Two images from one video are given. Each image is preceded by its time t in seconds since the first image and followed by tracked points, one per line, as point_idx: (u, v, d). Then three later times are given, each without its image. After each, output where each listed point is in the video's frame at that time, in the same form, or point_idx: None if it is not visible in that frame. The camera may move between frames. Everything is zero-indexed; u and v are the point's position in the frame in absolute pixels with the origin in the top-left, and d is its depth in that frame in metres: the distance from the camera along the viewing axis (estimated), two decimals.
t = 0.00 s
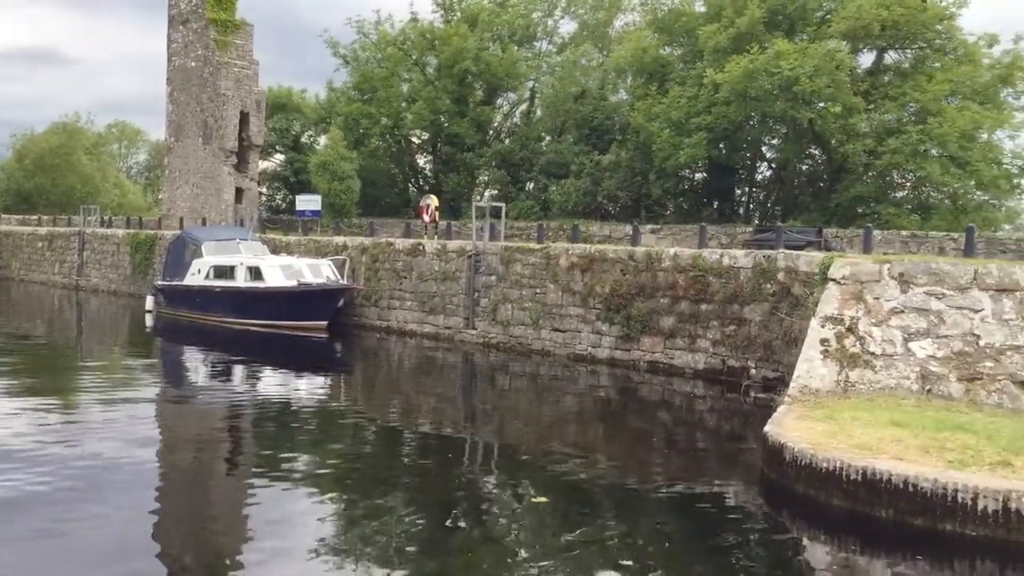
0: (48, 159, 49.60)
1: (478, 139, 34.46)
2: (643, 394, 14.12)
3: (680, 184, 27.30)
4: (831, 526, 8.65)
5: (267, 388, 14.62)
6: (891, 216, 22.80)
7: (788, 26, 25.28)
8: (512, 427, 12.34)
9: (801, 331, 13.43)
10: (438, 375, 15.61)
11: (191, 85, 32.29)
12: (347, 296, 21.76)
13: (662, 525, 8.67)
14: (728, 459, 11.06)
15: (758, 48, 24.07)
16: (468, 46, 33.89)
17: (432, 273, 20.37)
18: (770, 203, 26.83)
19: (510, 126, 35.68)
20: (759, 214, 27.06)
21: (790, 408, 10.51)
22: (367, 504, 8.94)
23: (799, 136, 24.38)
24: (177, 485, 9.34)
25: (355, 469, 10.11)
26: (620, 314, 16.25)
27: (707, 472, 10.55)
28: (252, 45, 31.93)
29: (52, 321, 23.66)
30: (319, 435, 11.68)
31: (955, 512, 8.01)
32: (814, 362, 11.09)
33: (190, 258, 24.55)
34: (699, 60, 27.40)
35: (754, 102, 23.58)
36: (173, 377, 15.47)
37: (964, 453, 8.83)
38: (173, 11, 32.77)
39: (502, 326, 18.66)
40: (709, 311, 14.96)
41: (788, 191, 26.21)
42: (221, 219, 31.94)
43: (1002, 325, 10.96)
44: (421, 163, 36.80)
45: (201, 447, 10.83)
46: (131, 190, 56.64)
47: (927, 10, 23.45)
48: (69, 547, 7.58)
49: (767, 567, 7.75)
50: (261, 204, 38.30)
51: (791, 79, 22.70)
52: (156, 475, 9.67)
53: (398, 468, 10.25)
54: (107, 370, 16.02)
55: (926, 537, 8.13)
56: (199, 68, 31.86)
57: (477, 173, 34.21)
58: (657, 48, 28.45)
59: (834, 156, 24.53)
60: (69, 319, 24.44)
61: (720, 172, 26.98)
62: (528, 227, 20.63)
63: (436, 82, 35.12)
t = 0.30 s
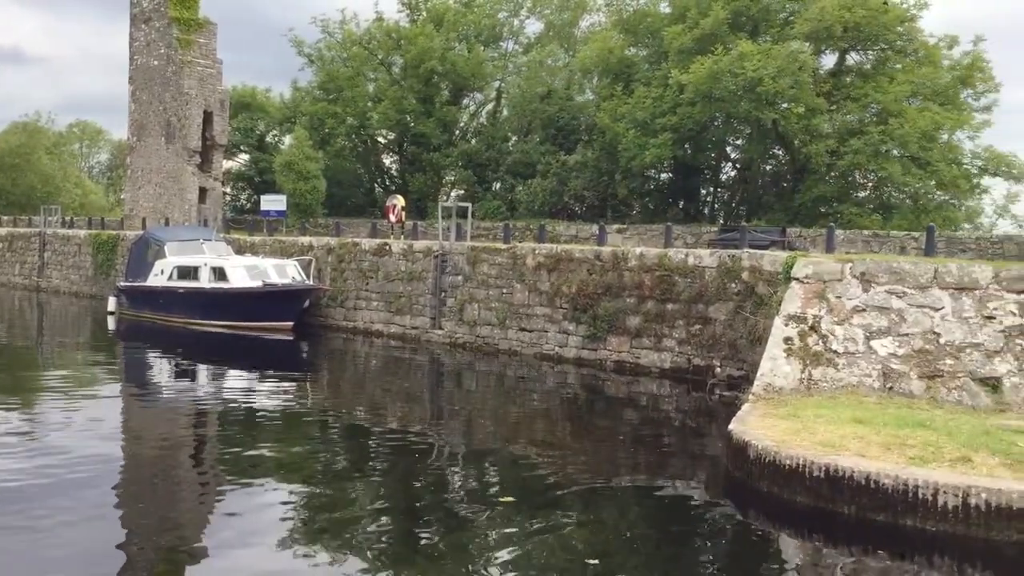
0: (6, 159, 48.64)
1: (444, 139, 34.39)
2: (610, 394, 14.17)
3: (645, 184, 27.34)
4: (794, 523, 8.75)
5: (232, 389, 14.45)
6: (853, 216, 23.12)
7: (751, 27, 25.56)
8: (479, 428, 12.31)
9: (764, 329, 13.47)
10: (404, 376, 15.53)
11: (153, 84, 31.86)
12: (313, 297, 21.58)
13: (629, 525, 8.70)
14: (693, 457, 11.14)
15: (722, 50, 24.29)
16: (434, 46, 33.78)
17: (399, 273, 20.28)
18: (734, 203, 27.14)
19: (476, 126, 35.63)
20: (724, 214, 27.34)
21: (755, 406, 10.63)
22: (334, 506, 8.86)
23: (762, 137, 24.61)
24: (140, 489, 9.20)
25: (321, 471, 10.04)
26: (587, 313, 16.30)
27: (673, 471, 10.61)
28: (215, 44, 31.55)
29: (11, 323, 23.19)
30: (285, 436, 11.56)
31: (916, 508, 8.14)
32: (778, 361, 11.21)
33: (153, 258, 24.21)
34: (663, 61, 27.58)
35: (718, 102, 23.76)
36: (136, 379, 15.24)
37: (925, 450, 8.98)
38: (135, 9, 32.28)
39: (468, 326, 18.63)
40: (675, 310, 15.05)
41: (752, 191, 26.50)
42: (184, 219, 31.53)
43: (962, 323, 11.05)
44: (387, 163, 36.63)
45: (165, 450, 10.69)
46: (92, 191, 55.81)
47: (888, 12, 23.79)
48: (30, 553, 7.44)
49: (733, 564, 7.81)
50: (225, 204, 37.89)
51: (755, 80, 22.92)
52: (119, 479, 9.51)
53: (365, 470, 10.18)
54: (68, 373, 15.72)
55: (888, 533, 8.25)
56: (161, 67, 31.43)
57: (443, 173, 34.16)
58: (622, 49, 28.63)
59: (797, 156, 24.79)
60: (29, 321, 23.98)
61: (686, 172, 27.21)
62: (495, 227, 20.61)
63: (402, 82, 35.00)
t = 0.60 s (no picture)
0: None
1: (411, 139, 34.28)
2: (576, 394, 14.20)
3: (612, 185, 27.46)
4: (759, 522, 8.83)
5: (196, 391, 14.26)
6: (816, 217, 23.42)
7: (715, 30, 25.79)
8: (446, 428, 12.27)
9: (728, 330, 13.50)
10: (371, 377, 15.45)
11: (116, 83, 31.41)
12: (279, 297, 21.37)
13: (594, 524, 8.72)
14: (659, 457, 11.21)
15: (688, 51, 24.47)
16: (400, 46, 33.65)
17: (365, 273, 20.17)
18: (699, 205, 27.42)
19: (443, 126, 35.54)
20: (689, 215, 27.56)
21: (720, 406, 10.76)
22: (298, 507, 8.78)
23: (727, 138, 24.83)
24: (102, 490, 9.05)
25: (287, 472, 9.95)
26: (553, 314, 16.34)
27: (639, 470, 10.66)
28: (179, 42, 31.16)
29: None
30: (250, 438, 11.44)
31: (877, 506, 8.25)
32: (742, 361, 11.36)
33: (115, 259, 23.84)
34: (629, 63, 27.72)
35: (684, 104, 23.92)
36: (98, 380, 14.98)
37: (886, 448, 9.10)
38: (97, 7, 31.78)
39: (435, 327, 18.58)
40: (641, 311, 15.13)
41: (717, 192, 26.73)
42: (147, 219, 31.10)
43: (922, 323, 11.21)
44: (353, 163, 36.42)
45: (127, 451, 10.52)
46: (53, 191, 54.91)
47: (851, 16, 24.13)
48: None
49: (698, 562, 7.86)
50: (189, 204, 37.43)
51: (720, 82, 23.09)
52: (80, 480, 9.35)
53: (331, 471, 10.10)
54: (27, 374, 15.41)
55: (851, 530, 8.35)
56: (124, 65, 30.98)
57: (410, 173, 34.09)
58: (589, 50, 28.71)
59: (761, 158, 25.02)
60: None
61: (652, 174, 27.36)
62: (461, 227, 20.57)
63: (368, 81, 34.83)
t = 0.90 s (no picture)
0: None
1: (377, 139, 34.12)
2: (542, 394, 14.22)
3: (578, 185, 27.65)
4: (722, 520, 8.94)
5: (159, 393, 14.08)
6: (779, 219, 23.71)
7: (680, 32, 25.90)
8: (411, 429, 12.23)
9: (692, 331, 13.54)
10: (336, 378, 15.35)
11: (78, 81, 30.93)
12: (243, 298, 21.14)
13: (560, 524, 8.75)
14: (624, 457, 11.27)
15: (653, 54, 24.63)
16: (366, 46, 33.47)
17: (330, 274, 20.04)
18: (665, 206, 27.45)
19: (409, 127, 35.41)
20: (655, 216, 27.68)
21: (685, 406, 10.88)
22: (263, 509, 8.72)
23: (692, 140, 25.02)
24: (63, 493, 8.91)
25: (251, 474, 9.87)
26: (520, 314, 16.36)
27: (605, 471, 10.72)
28: (142, 41, 30.73)
29: None
30: (214, 440, 11.32)
31: (839, 504, 8.38)
32: (706, 361, 11.48)
33: (76, 259, 23.46)
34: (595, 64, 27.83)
35: (648, 106, 24.09)
36: (58, 382, 14.73)
37: (847, 447, 9.25)
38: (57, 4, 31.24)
39: (401, 328, 18.51)
40: (606, 312, 15.18)
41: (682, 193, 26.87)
42: (109, 219, 30.64)
43: (883, 324, 11.37)
44: (318, 163, 36.13)
45: (89, 454, 10.37)
46: (11, 190, 53.85)
47: (813, 19, 24.44)
48: None
49: (662, 561, 7.93)
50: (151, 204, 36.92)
51: (684, 85, 23.26)
52: (40, 483, 9.20)
53: (296, 473, 10.03)
54: None
55: (812, 529, 8.47)
56: (85, 64, 30.51)
57: (376, 173, 34.07)
58: (555, 52, 28.81)
59: (726, 159, 25.25)
60: None
61: (617, 175, 27.52)
62: (427, 227, 20.51)
63: (333, 81, 34.61)
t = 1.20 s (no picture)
0: None
1: (340, 139, 33.89)
2: (506, 394, 14.22)
3: (542, 185, 27.71)
4: (685, 518, 9.02)
5: (118, 393, 13.86)
6: (741, 219, 23.94)
7: (644, 34, 26.00)
8: (375, 430, 12.17)
9: (655, 331, 13.61)
10: (299, 378, 15.22)
11: (36, 79, 30.35)
12: (205, 298, 20.88)
13: (525, 525, 8.75)
14: (588, 456, 11.31)
15: (617, 55, 24.74)
16: (329, 45, 33.21)
17: (293, 274, 19.87)
18: (629, 206, 27.55)
19: (373, 126, 35.20)
20: (620, 216, 27.57)
21: (648, 406, 10.96)
22: (227, 513, 8.63)
23: (655, 141, 25.17)
24: (20, 497, 8.74)
25: (212, 476, 9.74)
26: (484, 314, 16.35)
27: (569, 470, 10.74)
28: (102, 38, 30.22)
29: None
30: (175, 441, 11.16)
31: (799, 502, 8.49)
32: (669, 360, 11.57)
33: (33, 259, 23.02)
34: (559, 65, 27.88)
35: (612, 106, 24.22)
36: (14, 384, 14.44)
37: (807, 445, 9.37)
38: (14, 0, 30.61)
39: (364, 328, 18.42)
40: (570, 312, 15.21)
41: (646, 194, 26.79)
42: (67, 218, 30.10)
43: (842, 323, 11.52)
44: (281, 163, 35.78)
45: (46, 457, 10.18)
46: None
47: (774, 22, 24.70)
48: None
49: (626, 560, 7.97)
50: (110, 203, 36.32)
51: (647, 86, 23.40)
52: None
53: (259, 475, 9.94)
54: None
55: (773, 526, 8.57)
56: (44, 62, 29.95)
57: (339, 173, 33.84)
58: (519, 53, 28.87)
59: (689, 160, 25.45)
60: None
61: (581, 175, 27.64)
62: (391, 227, 20.43)
63: (296, 80, 34.33)
